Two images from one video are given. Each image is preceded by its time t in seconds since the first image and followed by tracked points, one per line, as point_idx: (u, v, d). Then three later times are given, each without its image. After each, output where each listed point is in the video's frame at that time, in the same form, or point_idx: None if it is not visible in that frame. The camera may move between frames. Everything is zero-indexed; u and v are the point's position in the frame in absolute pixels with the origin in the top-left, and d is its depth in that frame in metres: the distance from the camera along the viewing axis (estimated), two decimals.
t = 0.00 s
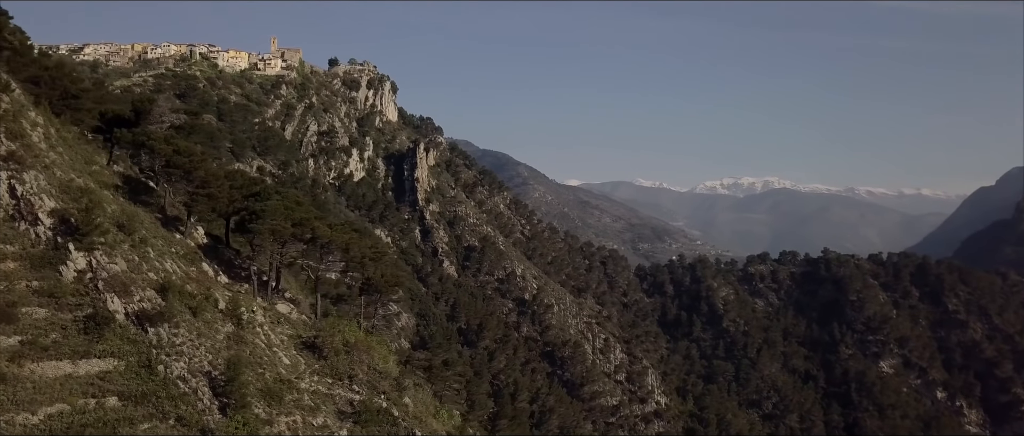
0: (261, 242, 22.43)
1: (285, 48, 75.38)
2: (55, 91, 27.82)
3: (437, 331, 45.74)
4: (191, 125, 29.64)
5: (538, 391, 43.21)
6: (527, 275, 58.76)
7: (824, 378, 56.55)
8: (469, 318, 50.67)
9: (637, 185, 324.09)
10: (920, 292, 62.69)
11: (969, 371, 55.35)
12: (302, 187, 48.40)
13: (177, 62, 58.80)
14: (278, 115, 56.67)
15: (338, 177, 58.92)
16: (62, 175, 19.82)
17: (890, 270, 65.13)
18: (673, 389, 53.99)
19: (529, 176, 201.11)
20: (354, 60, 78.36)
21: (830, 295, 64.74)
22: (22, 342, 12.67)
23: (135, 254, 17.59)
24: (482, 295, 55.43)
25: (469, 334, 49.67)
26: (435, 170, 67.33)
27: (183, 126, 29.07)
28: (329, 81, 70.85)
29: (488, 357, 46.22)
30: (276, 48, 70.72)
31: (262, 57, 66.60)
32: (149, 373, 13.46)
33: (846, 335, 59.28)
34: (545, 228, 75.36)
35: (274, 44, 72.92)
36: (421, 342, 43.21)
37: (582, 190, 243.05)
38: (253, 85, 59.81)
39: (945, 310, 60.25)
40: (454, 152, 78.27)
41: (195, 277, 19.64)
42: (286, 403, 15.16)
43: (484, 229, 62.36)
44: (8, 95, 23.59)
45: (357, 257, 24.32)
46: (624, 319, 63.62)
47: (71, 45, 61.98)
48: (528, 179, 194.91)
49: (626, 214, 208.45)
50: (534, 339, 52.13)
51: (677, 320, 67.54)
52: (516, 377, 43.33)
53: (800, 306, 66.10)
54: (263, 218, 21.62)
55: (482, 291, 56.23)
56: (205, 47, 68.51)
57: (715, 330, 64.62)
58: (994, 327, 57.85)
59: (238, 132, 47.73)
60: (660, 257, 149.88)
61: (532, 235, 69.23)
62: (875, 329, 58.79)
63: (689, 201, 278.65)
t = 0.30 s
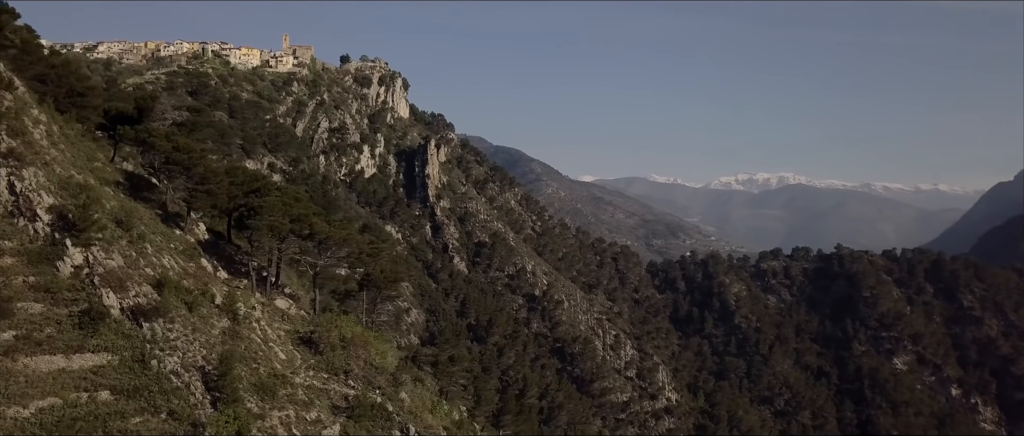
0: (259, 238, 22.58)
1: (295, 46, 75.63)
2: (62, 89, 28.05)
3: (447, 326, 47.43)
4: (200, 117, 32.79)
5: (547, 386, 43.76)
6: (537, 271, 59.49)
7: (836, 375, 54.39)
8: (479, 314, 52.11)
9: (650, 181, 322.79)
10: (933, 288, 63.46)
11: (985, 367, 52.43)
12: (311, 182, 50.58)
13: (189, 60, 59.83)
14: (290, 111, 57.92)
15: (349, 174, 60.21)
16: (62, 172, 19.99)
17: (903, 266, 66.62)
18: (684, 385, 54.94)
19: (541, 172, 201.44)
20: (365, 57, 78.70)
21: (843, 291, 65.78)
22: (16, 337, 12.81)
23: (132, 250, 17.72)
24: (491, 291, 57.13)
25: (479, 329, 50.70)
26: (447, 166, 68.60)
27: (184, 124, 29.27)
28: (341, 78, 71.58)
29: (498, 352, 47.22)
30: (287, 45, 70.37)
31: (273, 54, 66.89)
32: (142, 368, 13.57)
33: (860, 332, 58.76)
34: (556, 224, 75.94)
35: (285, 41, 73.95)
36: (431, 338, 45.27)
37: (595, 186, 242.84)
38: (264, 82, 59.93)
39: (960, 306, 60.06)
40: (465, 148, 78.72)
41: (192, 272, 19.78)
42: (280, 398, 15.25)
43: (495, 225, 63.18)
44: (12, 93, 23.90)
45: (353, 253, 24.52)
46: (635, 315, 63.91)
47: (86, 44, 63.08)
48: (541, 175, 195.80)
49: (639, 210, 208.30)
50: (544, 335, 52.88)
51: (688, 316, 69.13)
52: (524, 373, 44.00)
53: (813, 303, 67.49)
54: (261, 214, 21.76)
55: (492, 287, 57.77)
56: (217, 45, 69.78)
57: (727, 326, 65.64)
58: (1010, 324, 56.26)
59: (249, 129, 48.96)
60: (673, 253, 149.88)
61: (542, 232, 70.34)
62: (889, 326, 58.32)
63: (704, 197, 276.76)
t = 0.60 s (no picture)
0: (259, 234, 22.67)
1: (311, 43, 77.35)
2: (72, 87, 28.44)
3: (459, 322, 48.63)
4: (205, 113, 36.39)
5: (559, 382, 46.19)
6: (551, 267, 59.63)
7: (854, 372, 56.64)
8: (491, 310, 52.29)
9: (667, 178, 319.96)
10: (953, 285, 62.21)
11: (1004, 365, 55.73)
12: (326, 179, 52.81)
13: (205, 57, 60.90)
14: (304, 108, 58.38)
15: (363, 170, 60.24)
16: (65, 169, 20.22)
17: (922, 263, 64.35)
18: (698, 383, 55.64)
19: (558, 168, 201.63)
20: (380, 54, 79.32)
21: (860, 288, 63.94)
22: (14, 330, 12.97)
23: (133, 246, 17.92)
24: (505, 287, 56.81)
25: (492, 325, 51.10)
26: (460, 163, 68.04)
27: (188, 120, 29.58)
28: (356, 76, 71.78)
29: (510, 348, 48.52)
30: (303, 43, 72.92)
31: (288, 52, 68.63)
32: (139, 362, 13.71)
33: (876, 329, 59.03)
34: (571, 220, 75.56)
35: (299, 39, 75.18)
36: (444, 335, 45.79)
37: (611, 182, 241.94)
38: (280, 79, 61.18)
39: (979, 303, 59.98)
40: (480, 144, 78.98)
41: (194, 267, 19.97)
42: (275, 392, 15.33)
43: (508, 221, 62.89)
44: (20, 91, 24.28)
45: (352, 248, 24.73)
46: (649, 311, 63.60)
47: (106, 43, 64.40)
48: (558, 171, 196.27)
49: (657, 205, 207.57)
50: (557, 331, 53.43)
51: (703, 313, 66.89)
52: (537, 368, 45.79)
53: (828, 299, 64.98)
54: (261, 210, 21.88)
55: (505, 284, 57.05)
56: (232, 43, 70.80)
57: (743, 323, 63.88)
58: None
59: (264, 126, 50.13)
60: (691, 249, 149.34)
61: (557, 228, 70.04)
62: (907, 322, 58.59)
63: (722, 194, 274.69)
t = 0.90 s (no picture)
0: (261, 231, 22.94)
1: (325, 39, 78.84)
2: (81, 84, 28.75)
3: (471, 317, 48.96)
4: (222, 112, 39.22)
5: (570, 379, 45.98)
6: (564, 263, 60.11)
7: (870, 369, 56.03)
8: (504, 306, 52.83)
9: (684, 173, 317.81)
10: (972, 281, 61.39)
11: None
12: (340, 174, 54.42)
13: (221, 55, 62.34)
14: (318, 105, 60.42)
15: (377, 166, 62.60)
16: (68, 165, 20.47)
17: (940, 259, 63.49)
18: (712, 379, 56.11)
19: (575, 165, 202.00)
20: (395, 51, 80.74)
21: (877, 284, 63.65)
22: (12, 324, 13.14)
23: (134, 242, 18.13)
24: (518, 282, 57.70)
25: (504, 321, 51.60)
26: (475, 158, 69.29)
27: (193, 117, 29.96)
28: (370, 72, 73.00)
29: (522, 344, 48.01)
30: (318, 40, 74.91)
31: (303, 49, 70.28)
32: (134, 355, 13.87)
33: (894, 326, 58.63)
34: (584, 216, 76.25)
35: (315, 35, 76.51)
36: (456, 329, 46.29)
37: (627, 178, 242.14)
38: (295, 77, 62.66)
39: (999, 300, 59.64)
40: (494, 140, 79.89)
41: (194, 263, 20.15)
42: (271, 386, 15.45)
43: (523, 217, 64.24)
44: (27, 89, 24.66)
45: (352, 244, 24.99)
46: (663, 308, 64.67)
47: (124, 41, 66.00)
48: (575, 167, 197.05)
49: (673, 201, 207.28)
50: (570, 327, 54.13)
51: (719, 309, 67.74)
52: (550, 365, 45.62)
53: (846, 295, 64.94)
54: (261, 206, 21.98)
55: (518, 279, 58.21)
56: (248, 40, 72.13)
57: (757, 319, 64.55)
58: None
59: (278, 123, 52.01)
60: (707, 245, 149.01)
61: (571, 223, 71.46)
62: (924, 319, 57.88)
63: (739, 189, 273.02)
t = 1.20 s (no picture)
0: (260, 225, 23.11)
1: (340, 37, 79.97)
2: (90, 83, 29.17)
3: (482, 312, 50.47)
4: (235, 111, 43.76)
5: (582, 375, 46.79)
6: (577, 259, 62.20)
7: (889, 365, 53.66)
8: (516, 302, 54.93)
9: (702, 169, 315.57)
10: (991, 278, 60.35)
11: None
12: (353, 171, 55.35)
13: (236, 54, 64.11)
14: (332, 102, 62.12)
15: (390, 163, 63.32)
16: (70, 162, 20.71)
17: (958, 256, 64.71)
18: (726, 376, 54.80)
19: (591, 161, 202.58)
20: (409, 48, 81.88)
21: (895, 280, 65.14)
22: (10, 319, 13.35)
23: (133, 237, 18.33)
24: (530, 279, 59.99)
25: (516, 317, 53.47)
26: (488, 156, 71.37)
27: (197, 114, 30.23)
28: (384, 70, 75.03)
29: (534, 340, 50.44)
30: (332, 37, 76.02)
31: (318, 47, 71.83)
32: (129, 350, 14.03)
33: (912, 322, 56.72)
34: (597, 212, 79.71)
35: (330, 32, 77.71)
36: (467, 325, 47.40)
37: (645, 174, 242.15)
38: (309, 74, 65.46)
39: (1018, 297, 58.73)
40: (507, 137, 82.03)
41: (194, 258, 20.33)
42: (265, 380, 15.54)
43: (535, 214, 65.98)
44: (33, 87, 24.91)
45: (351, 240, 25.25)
46: (676, 304, 67.45)
47: (143, 40, 67.92)
48: (592, 163, 198.13)
49: (691, 197, 206.58)
50: (582, 323, 55.74)
51: (733, 306, 71.28)
52: (560, 360, 47.21)
53: (862, 293, 66.26)
54: (261, 202, 22.12)
55: (531, 276, 60.41)
56: (264, 39, 73.78)
57: (772, 316, 66.77)
58: None
59: (292, 120, 54.16)
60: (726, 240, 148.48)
61: (584, 220, 74.12)
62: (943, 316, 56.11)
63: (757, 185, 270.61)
